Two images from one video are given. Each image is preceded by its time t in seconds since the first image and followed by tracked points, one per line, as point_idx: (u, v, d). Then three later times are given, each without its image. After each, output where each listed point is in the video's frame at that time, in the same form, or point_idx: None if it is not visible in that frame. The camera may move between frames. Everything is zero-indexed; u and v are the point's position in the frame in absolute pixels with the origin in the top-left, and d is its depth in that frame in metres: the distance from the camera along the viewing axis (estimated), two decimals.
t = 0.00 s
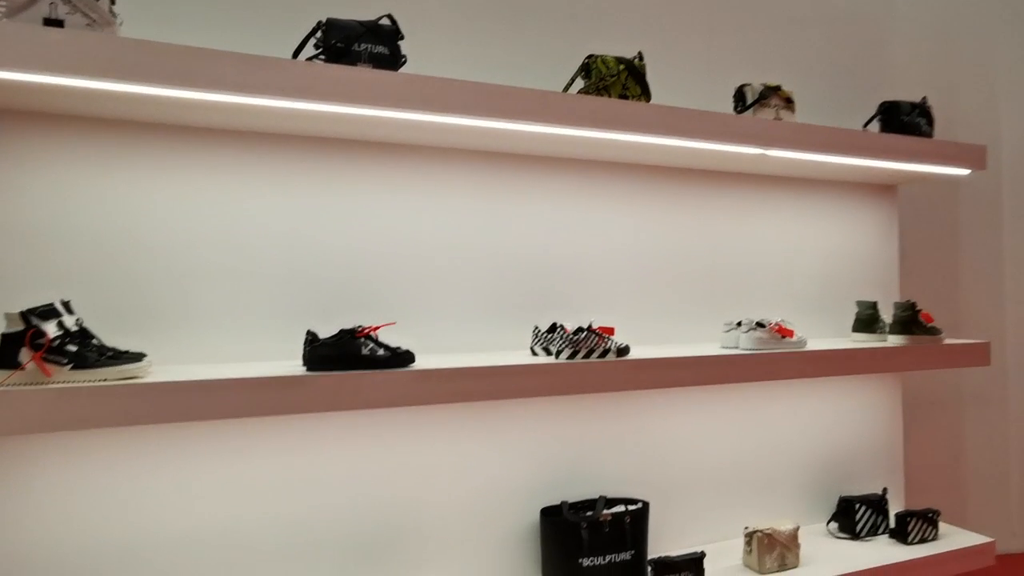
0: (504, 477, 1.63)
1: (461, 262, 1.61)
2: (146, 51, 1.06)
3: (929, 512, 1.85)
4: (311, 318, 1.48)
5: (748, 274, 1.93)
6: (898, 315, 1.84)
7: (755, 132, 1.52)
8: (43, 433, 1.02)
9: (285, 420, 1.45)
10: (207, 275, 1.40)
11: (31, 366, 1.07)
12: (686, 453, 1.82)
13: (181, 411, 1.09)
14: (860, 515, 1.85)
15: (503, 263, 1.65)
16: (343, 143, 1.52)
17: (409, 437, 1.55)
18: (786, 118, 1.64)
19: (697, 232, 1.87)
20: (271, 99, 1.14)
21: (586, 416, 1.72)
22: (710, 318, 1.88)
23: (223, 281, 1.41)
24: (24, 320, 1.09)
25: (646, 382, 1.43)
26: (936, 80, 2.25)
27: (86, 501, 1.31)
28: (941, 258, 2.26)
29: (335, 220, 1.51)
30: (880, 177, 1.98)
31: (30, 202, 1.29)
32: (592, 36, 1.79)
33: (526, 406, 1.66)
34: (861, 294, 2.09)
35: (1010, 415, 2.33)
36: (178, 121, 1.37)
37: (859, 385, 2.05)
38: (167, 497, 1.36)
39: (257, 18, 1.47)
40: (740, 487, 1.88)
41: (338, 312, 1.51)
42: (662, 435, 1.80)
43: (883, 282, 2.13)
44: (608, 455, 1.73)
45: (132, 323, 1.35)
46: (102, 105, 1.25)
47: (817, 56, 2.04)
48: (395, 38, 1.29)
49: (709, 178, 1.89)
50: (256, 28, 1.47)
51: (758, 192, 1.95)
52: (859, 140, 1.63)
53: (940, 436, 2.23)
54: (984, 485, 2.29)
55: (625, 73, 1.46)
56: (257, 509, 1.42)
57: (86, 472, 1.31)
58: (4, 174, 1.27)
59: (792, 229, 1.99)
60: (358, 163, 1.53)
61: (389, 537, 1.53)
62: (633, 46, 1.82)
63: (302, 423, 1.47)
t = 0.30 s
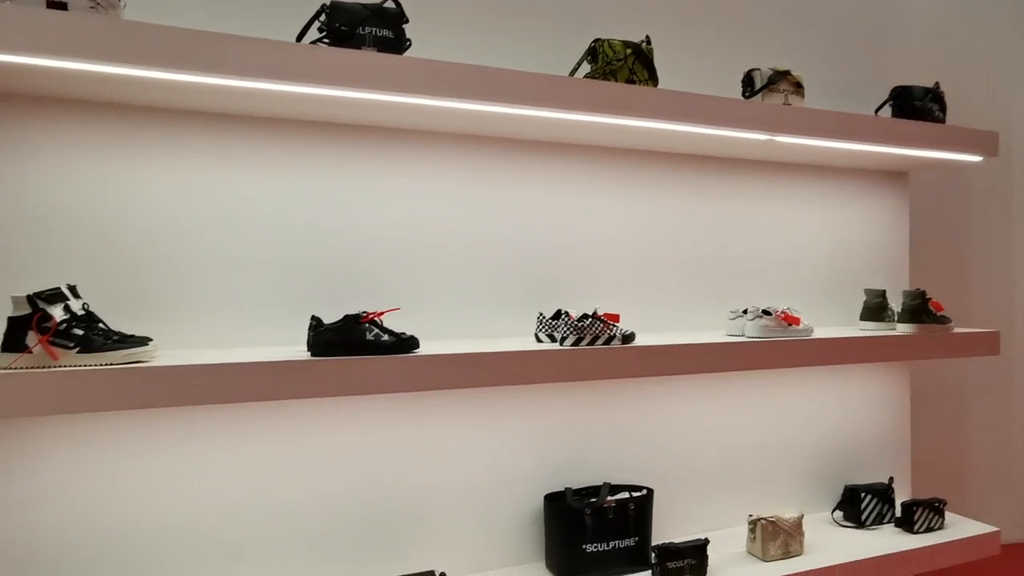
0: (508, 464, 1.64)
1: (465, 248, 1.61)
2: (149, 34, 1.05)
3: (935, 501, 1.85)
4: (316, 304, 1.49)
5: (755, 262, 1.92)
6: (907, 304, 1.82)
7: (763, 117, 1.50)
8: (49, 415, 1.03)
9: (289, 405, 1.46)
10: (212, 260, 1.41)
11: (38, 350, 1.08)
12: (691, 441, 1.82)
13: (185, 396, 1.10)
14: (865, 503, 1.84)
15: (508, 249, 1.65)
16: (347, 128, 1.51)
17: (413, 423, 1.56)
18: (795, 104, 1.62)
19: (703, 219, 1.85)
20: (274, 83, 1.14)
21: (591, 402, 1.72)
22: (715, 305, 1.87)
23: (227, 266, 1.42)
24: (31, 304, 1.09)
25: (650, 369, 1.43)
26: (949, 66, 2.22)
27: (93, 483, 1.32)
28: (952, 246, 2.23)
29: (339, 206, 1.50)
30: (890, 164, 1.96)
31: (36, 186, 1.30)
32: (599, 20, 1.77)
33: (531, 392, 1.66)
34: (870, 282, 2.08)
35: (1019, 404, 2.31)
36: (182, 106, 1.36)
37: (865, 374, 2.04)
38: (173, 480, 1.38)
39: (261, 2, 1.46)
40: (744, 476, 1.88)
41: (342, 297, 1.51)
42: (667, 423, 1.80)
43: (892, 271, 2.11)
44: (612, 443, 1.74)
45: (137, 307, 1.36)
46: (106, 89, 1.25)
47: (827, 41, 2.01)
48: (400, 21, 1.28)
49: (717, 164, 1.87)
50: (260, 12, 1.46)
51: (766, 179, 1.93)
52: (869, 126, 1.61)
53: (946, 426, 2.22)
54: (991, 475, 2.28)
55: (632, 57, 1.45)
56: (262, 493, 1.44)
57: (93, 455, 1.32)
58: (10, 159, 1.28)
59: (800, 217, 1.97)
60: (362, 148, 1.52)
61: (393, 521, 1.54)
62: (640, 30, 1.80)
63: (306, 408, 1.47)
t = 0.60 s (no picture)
0: (522, 448, 1.64)
1: (480, 233, 1.61)
2: (166, 18, 1.06)
3: (954, 492, 1.82)
4: (331, 287, 1.50)
5: (773, 248, 1.89)
6: (929, 291, 1.79)
7: (784, 100, 1.47)
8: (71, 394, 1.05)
9: (305, 387, 1.48)
10: (228, 244, 1.42)
11: (60, 331, 1.10)
12: (706, 427, 1.81)
13: (203, 377, 1.12)
14: (882, 493, 1.83)
15: (523, 234, 1.64)
16: (361, 111, 1.51)
17: (427, 406, 1.57)
18: (817, 87, 1.59)
19: (721, 205, 1.83)
20: (290, 67, 1.14)
21: (605, 388, 1.72)
22: (732, 292, 1.85)
23: (244, 249, 1.43)
24: (52, 285, 1.11)
25: (664, 355, 1.42)
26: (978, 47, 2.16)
27: (114, 461, 1.35)
28: (977, 232, 2.18)
29: (354, 189, 1.51)
30: (914, 148, 1.92)
31: (57, 169, 1.31)
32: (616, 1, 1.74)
33: (544, 377, 1.66)
34: (891, 269, 2.04)
35: None
36: (200, 90, 1.37)
37: (885, 363, 2.01)
38: (192, 460, 1.40)
39: None
40: (760, 463, 1.87)
41: (357, 281, 1.52)
42: (681, 409, 1.79)
43: (914, 258, 2.07)
44: (626, 428, 1.73)
45: (156, 289, 1.38)
46: (124, 73, 1.26)
47: (851, 22, 1.97)
48: (415, 3, 1.28)
49: (734, 149, 1.85)
50: None
51: (786, 163, 1.90)
52: (894, 109, 1.57)
53: (968, 416, 2.19)
54: (1013, 466, 2.24)
55: (650, 39, 1.43)
56: (278, 473, 1.46)
57: (113, 434, 1.35)
58: (31, 143, 1.30)
59: (819, 202, 1.94)
60: (377, 132, 1.52)
61: (408, 503, 1.55)
62: (658, 12, 1.78)
63: (322, 391, 1.49)
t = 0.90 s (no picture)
0: (547, 428, 1.64)
1: (506, 213, 1.60)
2: None
3: (990, 480, 1.78)
4: (358, 266, 1.51)
5: (806, 229, 1.85)
6: (969, 274, 1.73)
7: (820, 76, 1.43)
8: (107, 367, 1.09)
9: (332, 365, 1.50)
10: (257, 222, 1.44)
11: (96, 306, 1.13)
12: (733, 411, 1.79)
13: (233, 353, 1.14)
14: (915, 480, 1.79)
15: (549, 214, 1.63)
16: (387, 90, 1.51)
17: (452, 385, 1.58)
18: (856, 61, 1.54)
19: (751, 185, 1.79)
20: (317, 45, 1.14)
21: (631, 369, 1.70)
22: (762, 273, 1.82)
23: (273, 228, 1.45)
24: (88, 262, 1.14)
25: (690, 337, 1.41)
26: None
27: (150, 433, 1.39)
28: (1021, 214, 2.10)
29: (381, 168, 1.52)
30: (956, 125, 1.85)
31: (93, 149, 1.34)
32: None
33: (570, 357, 1.65)
34: (928, 252, 1.98)
35: None
36: (229, 70, 1.39)
37: (920, 347, 1.96)
38: (223, 434, 1.43)
39: None
40: (789, 447, 1.85)
41: (383, 260, 1.53)
42: (709, 391, 1.77)
43: (954, 240, 2.00)
44: (652, 410, 1.72)
45: (188, 267, 1.40)
46: (156, 53, 1.28)
47: None
48: None
49: (766, 127, 1.80)
50: None
51: (820, 142, 1.85)
52: (937, 85, 1.52)
53: (1006, 403, 2.12)
54: None
55: (681, 14, 1.39)
56: (306, 448, 1.49)
57: (148, 408, 1.39)
58: (67, 123, 1.32)
59: (854, 181, 1.89)
60: (403, 111, 1.52)
61: (433, 480, 1.57)
62: None
63: (349, 368, 1.51)
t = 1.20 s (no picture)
0: (567, 412, 1.64)
1: (527, 196, 1.59)
2: None
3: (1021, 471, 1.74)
4: (379, 249, 1.52)
5: (834, 214, 1.81)
6: (1004, 260, 1.68)
7: (853, 54, 1.39)
8: (136, 347, 1.12)
9: (354, 348, 1.51)
10: (281, 206, 1.45)
11: (124, 287, 1.15)
12: (756, 397, 1.77)
13: (257, 334, 1.17)
14: (944, 470, 1.75)
15: (571, 198, 1.62)
16: (408, 72, 1.51)
17: (473, 368, 1.58)
18: (891, 39, 1.49)
19: (778, 168, 1.76)
20: (341, 26, 1.14)
21: (652, 355, 1.69)
22: (788, 259, 1.78)
23: (295, 211, 1.46)
24: (116, 244, 1.16)
25: (712, 321, 1.40)
26: None
27: (177, 413, 1.42)
28: None
29: (402, 152, 1.52)
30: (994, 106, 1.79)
31: (121, 132, 1.36)
32: None
33: (591, 342, 1.65)
34: (962, 237, 1.93)
35: None
36: (253, 53, 1.40)
37: (951, 335, 1.91)
38: (249, 414, 1.46)
39: None
40: (813, 435, 1.82)
41: (404, 244, 1.53)
42: (732, 378, 1.75)
43: (988, 225, 1.95)
44: (674, 396, 1.71)
45: (213, 250, 1.42)
46: (182, 36, 1.29)
47: None
48: None
49: (795, 108, 1.76)
50: None
51: (850, 124, 1.81)
52: (975, 63, 1.46)
53: None
54: None
55: None
56: (329, 429, 1.50)
57: (176, 388, 1.42)
58: (95, 108, 1.35)
59: (885, 164, 1.84)
60: (424, 93, 1.52)
61: (454, 462, 1.58)
62: None
63: (370, 351, 1.52)
